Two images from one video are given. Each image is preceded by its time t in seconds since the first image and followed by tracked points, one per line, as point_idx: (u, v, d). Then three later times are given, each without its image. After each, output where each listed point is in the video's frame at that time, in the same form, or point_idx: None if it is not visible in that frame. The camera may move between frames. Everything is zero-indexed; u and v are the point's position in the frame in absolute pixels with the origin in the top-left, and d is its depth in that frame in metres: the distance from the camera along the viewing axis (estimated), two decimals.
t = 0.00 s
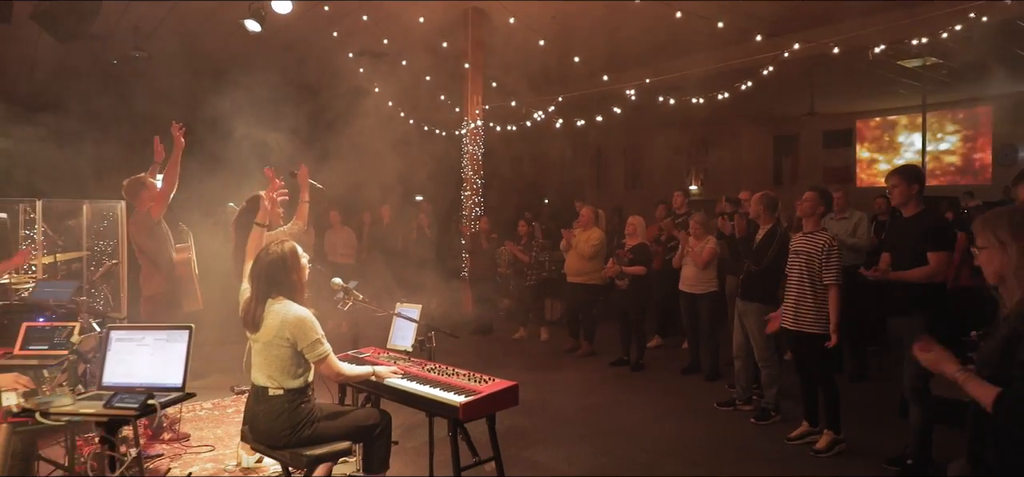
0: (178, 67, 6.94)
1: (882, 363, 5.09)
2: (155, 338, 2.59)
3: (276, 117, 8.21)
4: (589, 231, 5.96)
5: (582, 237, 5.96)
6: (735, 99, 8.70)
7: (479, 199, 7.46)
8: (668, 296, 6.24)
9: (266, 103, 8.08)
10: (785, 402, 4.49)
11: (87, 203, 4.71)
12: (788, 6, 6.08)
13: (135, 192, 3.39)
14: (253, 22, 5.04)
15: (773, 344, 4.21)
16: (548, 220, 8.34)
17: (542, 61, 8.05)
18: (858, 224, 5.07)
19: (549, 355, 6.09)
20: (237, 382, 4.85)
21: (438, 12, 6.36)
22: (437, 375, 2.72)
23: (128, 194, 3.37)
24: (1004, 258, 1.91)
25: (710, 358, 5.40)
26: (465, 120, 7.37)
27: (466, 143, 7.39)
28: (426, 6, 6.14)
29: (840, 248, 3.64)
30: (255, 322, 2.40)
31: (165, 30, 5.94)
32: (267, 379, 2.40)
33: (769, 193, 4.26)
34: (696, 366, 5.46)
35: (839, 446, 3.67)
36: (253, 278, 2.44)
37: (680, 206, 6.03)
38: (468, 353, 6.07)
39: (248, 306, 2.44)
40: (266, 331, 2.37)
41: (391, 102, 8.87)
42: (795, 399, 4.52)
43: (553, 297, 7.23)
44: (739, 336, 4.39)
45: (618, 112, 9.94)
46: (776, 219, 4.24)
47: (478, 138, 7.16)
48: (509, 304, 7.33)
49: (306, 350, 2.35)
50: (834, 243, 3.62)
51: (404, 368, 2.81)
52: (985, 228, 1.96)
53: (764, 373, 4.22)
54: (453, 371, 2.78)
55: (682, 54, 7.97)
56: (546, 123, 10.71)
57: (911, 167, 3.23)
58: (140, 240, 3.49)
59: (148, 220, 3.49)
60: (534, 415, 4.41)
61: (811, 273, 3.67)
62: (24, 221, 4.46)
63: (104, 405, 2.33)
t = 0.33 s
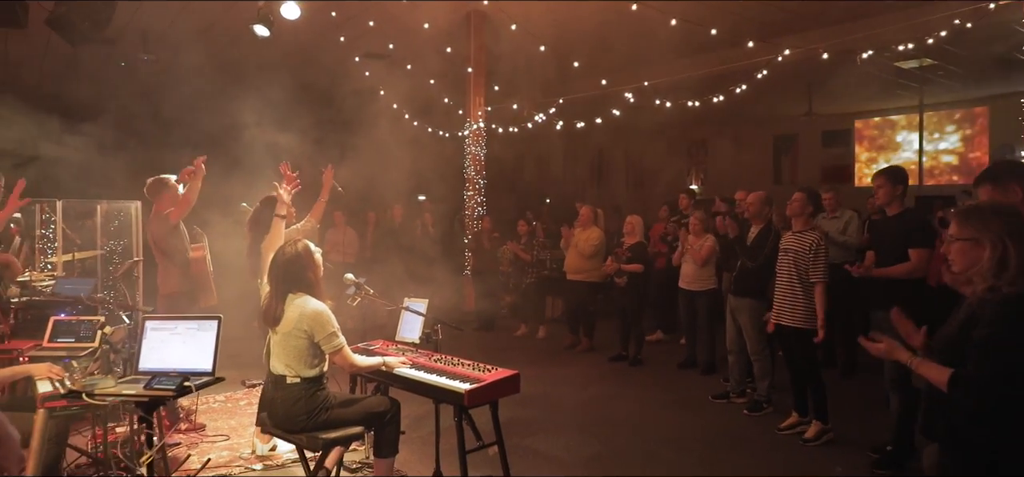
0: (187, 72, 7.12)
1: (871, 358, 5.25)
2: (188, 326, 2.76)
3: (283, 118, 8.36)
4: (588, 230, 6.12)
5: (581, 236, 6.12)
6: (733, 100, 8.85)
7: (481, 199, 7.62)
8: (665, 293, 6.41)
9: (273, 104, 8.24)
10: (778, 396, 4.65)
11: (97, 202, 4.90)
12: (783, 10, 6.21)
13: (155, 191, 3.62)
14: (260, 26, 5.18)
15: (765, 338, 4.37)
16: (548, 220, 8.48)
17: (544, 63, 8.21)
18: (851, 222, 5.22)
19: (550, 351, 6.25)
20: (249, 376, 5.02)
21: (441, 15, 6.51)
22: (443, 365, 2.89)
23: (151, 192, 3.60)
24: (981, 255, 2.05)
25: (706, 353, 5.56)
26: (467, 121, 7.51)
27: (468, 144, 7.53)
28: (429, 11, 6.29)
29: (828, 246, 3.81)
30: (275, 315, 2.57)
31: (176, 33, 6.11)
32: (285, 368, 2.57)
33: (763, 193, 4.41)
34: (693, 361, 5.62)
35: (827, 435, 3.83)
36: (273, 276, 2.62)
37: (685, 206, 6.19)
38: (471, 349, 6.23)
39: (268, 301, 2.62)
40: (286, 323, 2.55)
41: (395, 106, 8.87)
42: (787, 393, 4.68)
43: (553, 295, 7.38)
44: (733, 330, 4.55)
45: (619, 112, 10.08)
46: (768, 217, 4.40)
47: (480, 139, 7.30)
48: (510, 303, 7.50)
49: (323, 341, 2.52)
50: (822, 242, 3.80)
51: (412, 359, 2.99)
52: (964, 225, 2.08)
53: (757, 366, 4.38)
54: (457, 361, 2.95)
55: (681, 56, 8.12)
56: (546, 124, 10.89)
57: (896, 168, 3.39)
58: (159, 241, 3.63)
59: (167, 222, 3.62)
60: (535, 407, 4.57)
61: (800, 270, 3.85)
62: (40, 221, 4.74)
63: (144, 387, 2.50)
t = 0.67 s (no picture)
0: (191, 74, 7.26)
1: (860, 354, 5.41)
2: (209, 317, 2.90)
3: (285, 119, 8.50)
4: (585, 229, 6.28)
5: (578, 235, 6.28)
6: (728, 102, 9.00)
7: (480, 199, 7.77)
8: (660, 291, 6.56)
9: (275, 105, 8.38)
10: (768, 390, 4.81)
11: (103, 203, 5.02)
12: (774, 13, 6.36)
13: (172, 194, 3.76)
14: (264, 30, 5.30)
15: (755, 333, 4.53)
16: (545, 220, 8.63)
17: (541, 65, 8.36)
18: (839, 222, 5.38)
19: (548, 347, 6.40)
20: (255, 371, 5.17)
21: (440, 20, 6.65)
22: (445, 357, 3.04)
23: (167, 193, 3.74)
24: (951, 249, 2.15)
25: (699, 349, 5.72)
26: (466, 122, 7.65)
27: (467, 144, 7.68)
28: (428, 15, 6.43)
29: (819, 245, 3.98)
30: (290, 309, 2.74)
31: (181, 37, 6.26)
32: (297, 359, 2.73)
33: (753, 193, 4.58)
34: (687, 357, 5.77)
35: (814, 426, 3.99)
36: (286, 272, 2.78)
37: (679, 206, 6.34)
38: (471, 345, 6.37)
39: (283, 296, 2.78)
40: (299, 316, 2.72)
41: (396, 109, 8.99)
42: (777, 387, 4.84)
43: (551, 293, 7.53)
44: (724, 326, 4.71)
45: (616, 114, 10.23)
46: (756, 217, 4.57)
47: (479, 140, 7.42)
48: (509, 301, 7.65)
49: (332, 335, 2.68)
50: (812, 241, 3.97)
51: (416, 352, 3.14)
52: (936, 220, 2.20)
53: (747, 360, 4.54)
54: (458, 353, 3.11)
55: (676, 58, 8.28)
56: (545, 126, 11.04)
57: (877, 170, 3.56)
58: (173, 241, 3.76)
59: (180, 222, 3.78)
60: (532, 401, 4.72)
61: (790, 268, 4.03)
62: (50, 220, 4.78)
63: (171, 373, 2.69)
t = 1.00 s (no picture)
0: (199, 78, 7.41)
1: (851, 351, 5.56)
2: (233, 310, 3.05)
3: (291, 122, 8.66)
4: (584, 229, 6.45)
5: (577, 235, 6.44)
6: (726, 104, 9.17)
7: (482, 199, 7.93)
8: (656, 290, 6.73)
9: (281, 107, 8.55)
10: (761, 385, 4.97)
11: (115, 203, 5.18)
12: (769, 18, 6.51)
13: (192, 196, 3.94)
14: (271, 35, 5.45)
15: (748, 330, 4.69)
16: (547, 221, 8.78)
17: (542, 69, 8.53)
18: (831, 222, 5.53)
19: (549, 345, 6.57)
20: (265, 367, 5.33)
21: (443, 26, 6.82)
22: (450, 350, 3.20)
23: (187, 195, 3.93)
24: (924, 249, 2.32)
25: (695, 346, 5.88)
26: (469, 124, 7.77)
27: (470, 147, 7.77)
28: (431, 22, 6.60)
29: (817, 245, 4.16)
30: (305, 304, 2.91)
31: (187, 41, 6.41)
32: (311, 351, 2.91)
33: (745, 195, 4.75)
34: (684, 353, 5.93)
35: (804, 419, 4.15)
36: (300, 269, 2.94)
37: (676, 208, 6.51)
38: (472, 342, 6.54)
39: (296, 291, 2.95)
40: (314, 310, 2.90)
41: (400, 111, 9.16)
42: (769, 383, 4.99)
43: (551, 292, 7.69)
44: (718, 323, 4.87)
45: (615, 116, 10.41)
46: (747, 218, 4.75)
47: (481, 142, 7.56)
48: (511, 300, 7.83)
49: (342, 329, 2.84)
50: (810, 241, 4.16)
51: (422, 346, 3.30)
52: (907, 222, 2.36)
53: (740, 356, 4.70)
54: (463, 346, 3.27)
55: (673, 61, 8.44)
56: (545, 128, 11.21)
57: (862, 173, 3.73)
58: (191, 241, 3.97)
59: (198, 223, 3.96)
60: (533, 394, 4.89)
61: (790, 267, 4.21)
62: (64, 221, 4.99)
63: (200, 362, 2.85)
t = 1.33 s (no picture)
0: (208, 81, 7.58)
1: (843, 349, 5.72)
2: (254, 306, 3.19)
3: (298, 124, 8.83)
4: (584, 230, 6.62)
5: (577, 235, 6.62)
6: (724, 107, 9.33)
7: (484, 200, 8.10)
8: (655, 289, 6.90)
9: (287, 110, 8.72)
10: (755, 381, 5.13)
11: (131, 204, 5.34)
12: (765, 22, 6.66)
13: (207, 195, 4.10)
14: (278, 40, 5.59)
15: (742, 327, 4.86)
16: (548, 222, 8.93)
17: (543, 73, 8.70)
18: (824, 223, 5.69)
19: (550, 342, 6.73)
20: (275, 363, 5.51)
21: (446, 33, 6.98)
22: (455, 345, 3.37)
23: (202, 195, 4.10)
24: (895, 250, 2.49)
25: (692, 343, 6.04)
26: (471, 128, 7.90)
27: (472, 149, 7.91)
28: (434, 28, 6.76)
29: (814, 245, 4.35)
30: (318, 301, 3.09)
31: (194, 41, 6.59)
32: (325, 345, 3.09)
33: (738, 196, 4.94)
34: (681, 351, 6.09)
35: (795, 413, 4.32)
36: (313, 268, 3.11)
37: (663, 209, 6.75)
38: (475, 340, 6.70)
39: (310, 289, 3.13)
40: (328, 307, 3.07)
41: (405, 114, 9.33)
42: (763, 379, 5.16)
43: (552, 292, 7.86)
44: (713, 320, 5.04)
45: (615, 119, 10.59)
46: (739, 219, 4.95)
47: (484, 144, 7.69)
48: (512, 299, 8.00)
49: (353, 325, 3.01)
50: (808, 242, 4.35)
51: (428, 341, 3.47)
52: (882, 225, 2.53)
53: (734, 352, 4.86)
54: (468, 342, 3.44)
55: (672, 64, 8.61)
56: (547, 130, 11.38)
57: (850, 177, 3.90)
58: (209, 239, 4.15)
59: (215, 221, 4.13)
60: (534, 389, 5.07)
61: (788, 268, 4.40)
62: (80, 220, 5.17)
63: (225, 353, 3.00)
